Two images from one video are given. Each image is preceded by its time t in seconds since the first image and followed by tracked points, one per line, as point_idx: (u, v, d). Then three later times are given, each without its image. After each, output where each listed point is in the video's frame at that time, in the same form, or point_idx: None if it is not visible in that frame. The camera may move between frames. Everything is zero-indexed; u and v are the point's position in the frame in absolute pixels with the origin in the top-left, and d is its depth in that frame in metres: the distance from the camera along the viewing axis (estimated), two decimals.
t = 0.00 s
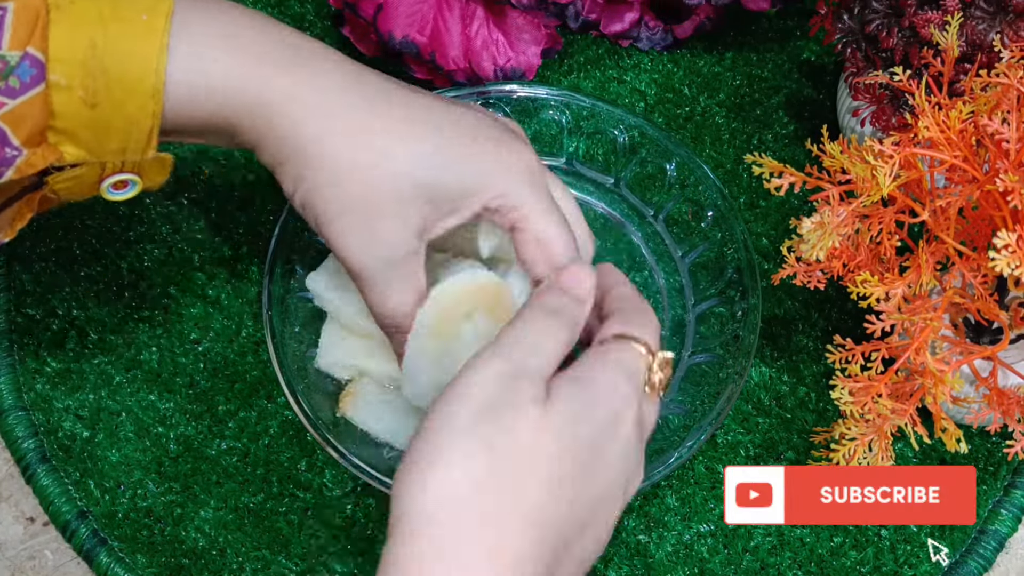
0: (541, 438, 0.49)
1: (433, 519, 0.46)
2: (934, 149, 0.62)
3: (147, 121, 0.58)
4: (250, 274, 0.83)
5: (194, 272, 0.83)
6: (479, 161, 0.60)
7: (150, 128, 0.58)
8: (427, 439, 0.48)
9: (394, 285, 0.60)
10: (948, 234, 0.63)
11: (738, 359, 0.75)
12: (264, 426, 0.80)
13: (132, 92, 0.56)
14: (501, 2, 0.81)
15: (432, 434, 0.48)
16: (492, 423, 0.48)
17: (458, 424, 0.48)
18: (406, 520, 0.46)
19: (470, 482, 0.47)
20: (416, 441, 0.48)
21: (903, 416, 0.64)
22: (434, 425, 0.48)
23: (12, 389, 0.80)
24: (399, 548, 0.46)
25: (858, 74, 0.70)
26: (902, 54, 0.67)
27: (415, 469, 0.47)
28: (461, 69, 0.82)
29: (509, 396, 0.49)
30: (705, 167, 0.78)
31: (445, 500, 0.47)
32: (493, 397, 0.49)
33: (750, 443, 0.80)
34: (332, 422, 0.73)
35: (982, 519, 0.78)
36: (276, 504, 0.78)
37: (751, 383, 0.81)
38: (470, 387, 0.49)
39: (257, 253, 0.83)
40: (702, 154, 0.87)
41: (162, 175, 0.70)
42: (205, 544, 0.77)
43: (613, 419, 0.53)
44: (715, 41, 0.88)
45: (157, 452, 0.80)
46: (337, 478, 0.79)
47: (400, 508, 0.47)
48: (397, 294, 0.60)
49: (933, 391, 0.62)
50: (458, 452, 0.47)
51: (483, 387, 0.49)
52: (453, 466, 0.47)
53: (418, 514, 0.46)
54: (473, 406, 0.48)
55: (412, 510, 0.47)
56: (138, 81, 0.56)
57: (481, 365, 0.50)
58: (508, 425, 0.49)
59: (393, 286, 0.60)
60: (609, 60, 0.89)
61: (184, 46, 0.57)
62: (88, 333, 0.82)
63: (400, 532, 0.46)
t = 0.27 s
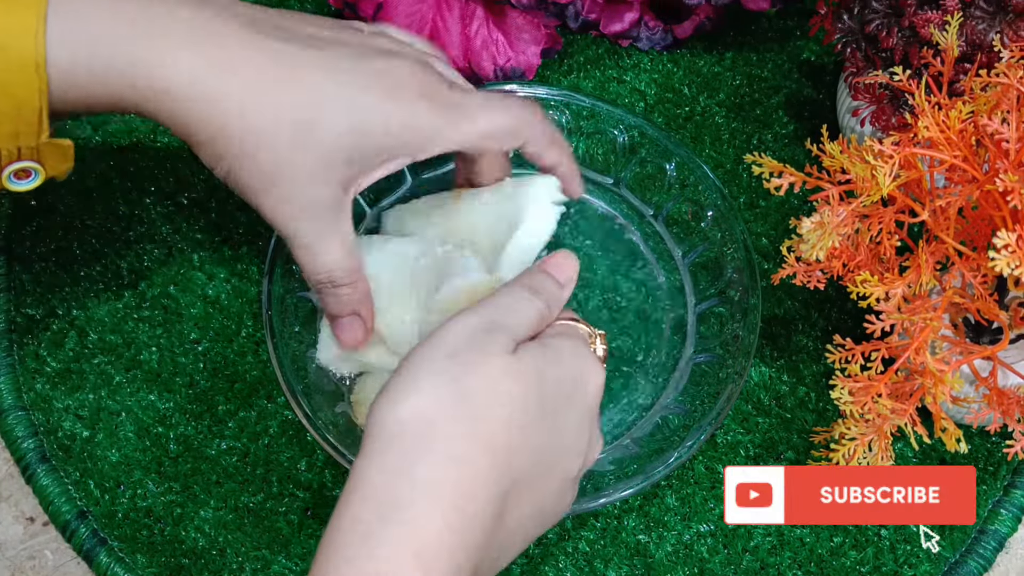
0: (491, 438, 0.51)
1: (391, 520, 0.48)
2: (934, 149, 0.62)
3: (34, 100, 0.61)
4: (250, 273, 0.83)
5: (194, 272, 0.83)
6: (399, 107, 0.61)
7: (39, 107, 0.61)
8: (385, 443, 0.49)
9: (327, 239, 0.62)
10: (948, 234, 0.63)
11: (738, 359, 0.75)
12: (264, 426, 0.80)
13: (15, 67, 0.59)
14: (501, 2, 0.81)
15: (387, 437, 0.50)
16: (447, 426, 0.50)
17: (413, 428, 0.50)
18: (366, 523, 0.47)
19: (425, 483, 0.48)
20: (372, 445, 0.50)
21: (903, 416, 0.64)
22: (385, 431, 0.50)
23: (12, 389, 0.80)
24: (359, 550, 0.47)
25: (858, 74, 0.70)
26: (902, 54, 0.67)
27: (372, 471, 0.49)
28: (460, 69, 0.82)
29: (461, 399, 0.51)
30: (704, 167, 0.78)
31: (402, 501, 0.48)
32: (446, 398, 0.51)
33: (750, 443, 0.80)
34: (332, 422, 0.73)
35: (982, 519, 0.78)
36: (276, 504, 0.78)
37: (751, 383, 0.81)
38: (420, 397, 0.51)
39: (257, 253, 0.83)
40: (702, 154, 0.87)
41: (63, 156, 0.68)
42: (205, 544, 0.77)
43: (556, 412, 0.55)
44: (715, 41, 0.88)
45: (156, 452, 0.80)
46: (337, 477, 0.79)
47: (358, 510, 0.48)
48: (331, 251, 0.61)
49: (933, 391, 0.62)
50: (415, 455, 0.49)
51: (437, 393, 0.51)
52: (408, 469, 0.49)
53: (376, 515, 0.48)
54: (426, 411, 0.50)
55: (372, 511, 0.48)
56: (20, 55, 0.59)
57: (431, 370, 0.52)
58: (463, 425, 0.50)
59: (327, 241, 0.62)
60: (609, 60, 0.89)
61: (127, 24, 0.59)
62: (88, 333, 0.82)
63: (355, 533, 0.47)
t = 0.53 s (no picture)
0: (552, 443, 0.52)
1: (459, 527, 0.49)
2: (934, 148, 0.62)
3: (40, 148, 0.59)
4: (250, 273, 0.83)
5: (194, 272, 0.83)
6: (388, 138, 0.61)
7: (45, 155, 0.59)
8: (448, 451, 0.51)
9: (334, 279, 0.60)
10: (948, 234, 0.63)
11: (738, 359, 0.75)
12: (264, 426, 0.80)
13: (25, 119, 0.57)
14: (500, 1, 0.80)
15: (451, 444, 0.51)
16: (506, 433, 0.51)
17: (475, 435, 0.51)
18: (433, 528, 0.49)
19: (487, 488, 0.50)
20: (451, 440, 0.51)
21: (903, 416, 0.64)
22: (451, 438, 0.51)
23: (12, 389, 0.80)
24: (422, 553, 0.49)
25: (858, 74, 0.70)
26: (902, 54, 0.67)
27: (436, 479, 0.50)
28: (455, 69, 0.81)
29: (521, 407, 0.52)
30: (704, 167, 0.78)
31: (467, 507, 0.50)
32: (506, 406, 0.52)
33: (750, 443, 0.80)
34: (332, 422, 0.74)
35: (982, 519, 0.78)
36: (276, 504, 0.78)
37: (751, 383, 0.81)
38: (478, 402, 0.52)
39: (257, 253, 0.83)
40: (703, 154, 0.87)
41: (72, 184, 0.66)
42: (205, 545, 0.77)
43: (608, 422, 0.56)
44: (715, 41, 0.88)
45: (156, 453, 0.80)
46: (337, 477, 0.79)
47: (424, 514, 0.49)
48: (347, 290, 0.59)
49: (933, 391, 0.62)
50: (476, 462, 0.50)
51: (496, 400, 0.52)
52: (473, 476, 0.50)
53: (442, 521, 0.49)
54: (486, 418, 0.51)
55: (440, 518, 0.49)
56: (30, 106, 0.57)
57: (489, 376, 0.53)
58: (524, 431, 0.52)
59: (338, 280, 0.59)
60: (609, 60, 0.89)
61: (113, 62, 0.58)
62: (88, 333, 0.82)
63: (422, 538, 0.49)
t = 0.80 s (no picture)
0: (573, 447, 0.50)
1: (473, 517, 0.45)
2: (934, 148, 0.62)
3: (77, 105, 0.57)
4: (250, 273, 0.83)
5: (194, 272, 0.83)
6: (430, 66, 0.67)
7: (83, 111, 0.58)
8: (478, 437, 0.48)
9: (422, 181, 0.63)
10: (948, 234, 0.63)
11: (738, 359, 0.75)
12: (263, 426, 0.80)
13: (62, 76, 0.56)
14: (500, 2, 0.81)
15: (479, 432, 0.48)
16: (536, 429, 0.49)
17: (504, 425, 0.48)
18: (446, 516, 0.45)
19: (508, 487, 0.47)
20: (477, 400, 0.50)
21: (903, 416, 0.64)
22: (479, 422, 0.48)
23: (11, 389, 0.80)
24: (427, 545, 0.44)
25: (858, 74, 0.70)
26: (902, 54, 0.67)
27: (453, 463, 0.47)
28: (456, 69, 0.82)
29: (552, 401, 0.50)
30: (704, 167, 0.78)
31: (484, 503, 0.46)
32: (540, 402, 0.49)
33: (750, 443, 0.80)
34: (332, 422, 0.74)
35: (982, 519, 0.78)
36: (276, 504, 0.78)
37: (751, 383, 0.81)
38: (507, 391, 0.49)
39: (257, 253, 0.83)
40: (702, 154, 0.87)
41: (103, 160, 0.62)
42: (205, 544, 0.77)
43: (638, 435, 0.56)
44: (715, 41, 0.88)
45: (156, 452, 0.80)
46: (337, 477, 0.79)
47: (441, 497, 0.45)
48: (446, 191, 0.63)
49: (933, 391, 0.62)
50: (500, 452, 0.47)
51: (527, 392, 0.50)
52: (499, 470, 0.47)
53: (456, 511, 0.45)
54: (519, 411, 0.49)
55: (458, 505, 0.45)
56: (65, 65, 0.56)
57: (525, 367, 0.51)
58: (552, 432, 0.49)
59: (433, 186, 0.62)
60: (609, 60, 0.89)
61: (146, 44, 0.58)
62: (88, 333, 0.82)
63: (426, 498, 0.46)
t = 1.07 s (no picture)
0: (344, 421, 0.48)
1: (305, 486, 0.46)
2: (934, 148, 0.62)
3: (57, 203, 0.61)
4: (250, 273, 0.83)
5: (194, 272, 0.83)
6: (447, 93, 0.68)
7: (63, 211, 0.61)
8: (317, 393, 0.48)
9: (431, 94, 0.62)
10: (948, 234, 0.63)
11: (738, 359, 0.74)
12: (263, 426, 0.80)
13: (42, 181, 0.60)
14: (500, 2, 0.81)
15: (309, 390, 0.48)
16: (372, 391, 0.49)
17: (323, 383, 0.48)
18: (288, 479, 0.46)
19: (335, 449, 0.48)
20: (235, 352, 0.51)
21: (902, 416, 0.63)
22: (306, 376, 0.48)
23: (10, 389, 0.80)
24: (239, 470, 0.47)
25: (858, 74, 0.70)
26: (902, 53, 0.67)
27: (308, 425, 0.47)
28: (456, 69, 0.82)
29: (360, 362, 0.49)
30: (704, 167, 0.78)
31: (319, 465, 0.47)
32: (363, 362, 0.49)
33: (750, 443, 0.80)
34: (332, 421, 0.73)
35: (982, 519, 0.78)
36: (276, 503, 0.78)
37: (750, 383, 0.81)
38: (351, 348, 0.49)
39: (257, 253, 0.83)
40: (702, 154, 0.87)
41: (81, 287, 0.64)
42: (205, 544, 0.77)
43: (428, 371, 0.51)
44: (714, 41, 0.89)
45: (156, 452, 0.79)
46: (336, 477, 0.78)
47: (246, 465, 0.46)
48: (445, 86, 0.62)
49: (933, 390, 0.62)
50: (282, 418, 0.47)
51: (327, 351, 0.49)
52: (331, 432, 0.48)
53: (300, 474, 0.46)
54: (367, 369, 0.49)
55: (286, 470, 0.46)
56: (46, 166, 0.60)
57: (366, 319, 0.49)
58: (338, 406, 0.48)
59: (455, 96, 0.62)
60: (609, 60, 0.89)
61: (131, 154, 0.63)
62: (88, 332, 0.82)
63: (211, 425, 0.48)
